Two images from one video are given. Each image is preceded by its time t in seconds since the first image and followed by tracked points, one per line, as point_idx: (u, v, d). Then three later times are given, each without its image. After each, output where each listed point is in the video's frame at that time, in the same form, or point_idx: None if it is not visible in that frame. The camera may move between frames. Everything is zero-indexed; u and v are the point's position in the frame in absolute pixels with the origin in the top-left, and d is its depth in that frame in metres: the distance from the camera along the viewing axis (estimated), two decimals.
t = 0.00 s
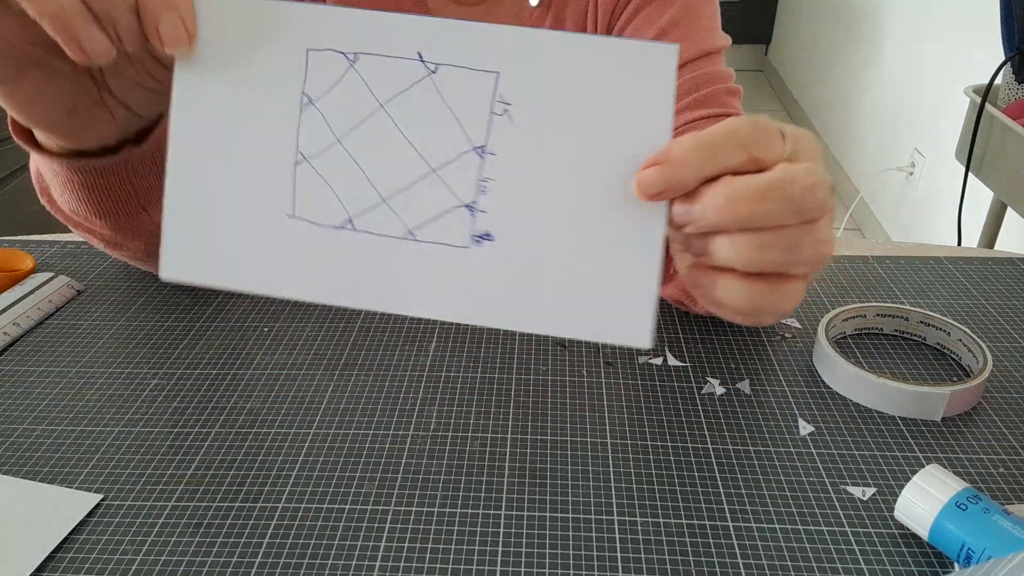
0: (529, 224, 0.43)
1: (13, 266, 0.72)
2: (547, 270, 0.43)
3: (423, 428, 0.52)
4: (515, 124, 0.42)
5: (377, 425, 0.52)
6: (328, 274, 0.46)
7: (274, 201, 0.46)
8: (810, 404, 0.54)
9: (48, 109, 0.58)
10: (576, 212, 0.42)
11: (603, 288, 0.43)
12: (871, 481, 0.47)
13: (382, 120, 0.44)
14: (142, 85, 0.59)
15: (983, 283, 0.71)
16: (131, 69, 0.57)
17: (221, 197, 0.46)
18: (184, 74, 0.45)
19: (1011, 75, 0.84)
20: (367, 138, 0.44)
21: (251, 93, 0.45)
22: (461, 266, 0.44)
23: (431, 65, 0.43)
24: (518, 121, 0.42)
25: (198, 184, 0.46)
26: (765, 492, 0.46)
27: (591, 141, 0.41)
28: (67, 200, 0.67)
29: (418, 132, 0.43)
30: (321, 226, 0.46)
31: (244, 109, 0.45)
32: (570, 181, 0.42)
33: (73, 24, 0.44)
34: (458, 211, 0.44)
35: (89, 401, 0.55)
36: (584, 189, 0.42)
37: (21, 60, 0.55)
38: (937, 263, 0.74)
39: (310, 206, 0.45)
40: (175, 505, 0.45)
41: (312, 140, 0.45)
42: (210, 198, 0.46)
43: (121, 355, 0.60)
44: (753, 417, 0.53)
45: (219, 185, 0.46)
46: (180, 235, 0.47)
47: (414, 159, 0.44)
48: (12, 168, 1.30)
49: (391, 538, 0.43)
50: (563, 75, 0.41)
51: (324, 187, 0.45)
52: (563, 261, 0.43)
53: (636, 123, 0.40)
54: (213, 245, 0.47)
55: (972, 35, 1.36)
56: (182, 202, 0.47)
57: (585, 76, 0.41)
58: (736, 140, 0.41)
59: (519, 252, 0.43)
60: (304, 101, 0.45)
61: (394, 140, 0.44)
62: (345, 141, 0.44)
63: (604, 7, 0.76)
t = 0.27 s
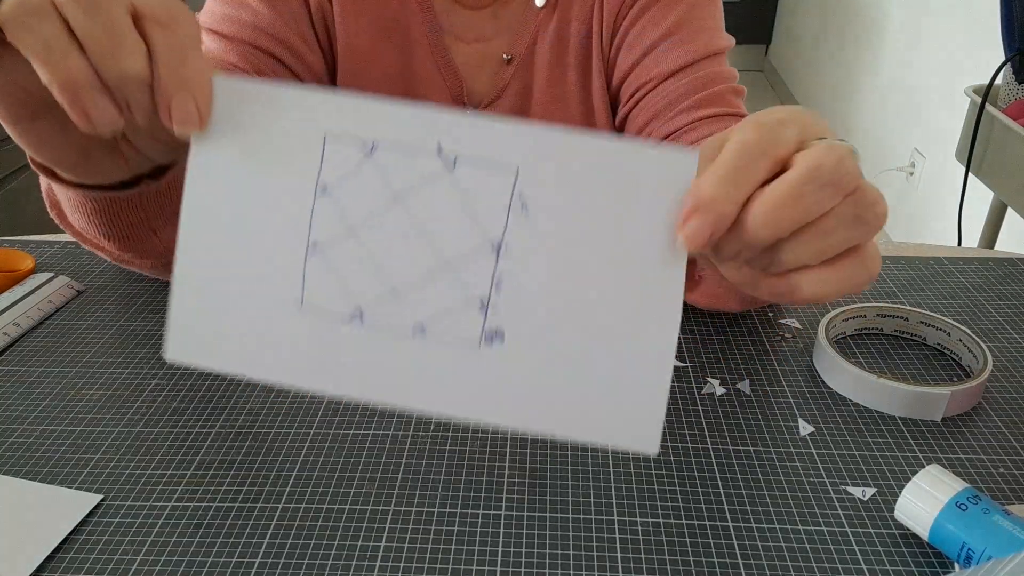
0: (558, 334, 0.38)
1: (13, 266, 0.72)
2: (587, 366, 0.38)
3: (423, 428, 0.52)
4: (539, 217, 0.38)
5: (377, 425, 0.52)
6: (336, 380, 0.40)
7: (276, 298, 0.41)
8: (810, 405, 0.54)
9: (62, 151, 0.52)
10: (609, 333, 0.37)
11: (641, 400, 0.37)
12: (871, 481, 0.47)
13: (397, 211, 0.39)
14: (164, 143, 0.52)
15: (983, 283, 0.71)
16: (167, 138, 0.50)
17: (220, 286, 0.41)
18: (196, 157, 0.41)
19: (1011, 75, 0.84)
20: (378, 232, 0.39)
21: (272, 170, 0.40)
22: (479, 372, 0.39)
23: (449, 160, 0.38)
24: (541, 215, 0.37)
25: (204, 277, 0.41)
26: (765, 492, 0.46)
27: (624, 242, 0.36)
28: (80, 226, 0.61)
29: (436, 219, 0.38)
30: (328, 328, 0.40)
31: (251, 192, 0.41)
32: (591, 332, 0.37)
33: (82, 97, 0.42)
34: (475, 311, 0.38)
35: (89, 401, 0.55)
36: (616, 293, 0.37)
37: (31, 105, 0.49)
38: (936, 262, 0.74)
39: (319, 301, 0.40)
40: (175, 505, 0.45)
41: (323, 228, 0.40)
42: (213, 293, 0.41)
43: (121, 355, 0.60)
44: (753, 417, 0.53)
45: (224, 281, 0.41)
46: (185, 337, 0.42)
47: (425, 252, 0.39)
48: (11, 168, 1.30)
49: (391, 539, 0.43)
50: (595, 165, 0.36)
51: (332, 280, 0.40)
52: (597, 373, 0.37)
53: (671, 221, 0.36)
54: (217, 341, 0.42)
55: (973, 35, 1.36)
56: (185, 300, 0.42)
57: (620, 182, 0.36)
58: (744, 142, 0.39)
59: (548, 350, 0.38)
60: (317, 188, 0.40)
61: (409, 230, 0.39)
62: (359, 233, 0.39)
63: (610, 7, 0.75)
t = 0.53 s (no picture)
0: (615, 347, 0.39)
1: (12, 267, 0.72)
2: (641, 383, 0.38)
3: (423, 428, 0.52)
4: (586, 235, 0.38)
5: (376, 425, 0.52)
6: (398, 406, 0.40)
7: (327, 331, 0.40)
8: (811, 405, 0.54)
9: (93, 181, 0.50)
10: (666, 343, 0.38)
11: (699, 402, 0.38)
12: (872, 482, 0.47)
13: (445, 240, 0.39)
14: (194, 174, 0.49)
15: (983, 282, 0.71)
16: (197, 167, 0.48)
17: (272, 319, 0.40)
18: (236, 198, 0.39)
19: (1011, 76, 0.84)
20: (427, 259, 0.39)
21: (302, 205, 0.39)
22: (532, 395, 0.39)
23: (491, 183, 0.38)
24: (587, 234, 0.38)
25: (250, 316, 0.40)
26: (766, 492, 0.46)
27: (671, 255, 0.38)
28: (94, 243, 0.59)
29: (488, 243, 0.39)
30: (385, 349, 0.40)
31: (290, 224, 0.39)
32: (641, 336, 0.38)
33: (117, 138, 0.41)
34: (530, 325, 0.39)
35: (88, 401, 0.55)
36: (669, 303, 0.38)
37: (66, 137, 0.46)
38: (936, 262, 0.74)
39: (372, 328, 0.40)
40: (175, 506, 0.45)
41: (371, 266, 0.39)
42: (262, 327, 0.40)
43: (121, 355, 0.60)
44: (753, 418, 0.53)
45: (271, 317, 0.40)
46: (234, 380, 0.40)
47: (469, 279, 0.39)
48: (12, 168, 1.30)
49: (391, 539, 0.43)
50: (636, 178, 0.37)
51: (387, 311, 0.40)
52: (647, 392, 0.38)
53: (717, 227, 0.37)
54: (268, 376, 0.40)
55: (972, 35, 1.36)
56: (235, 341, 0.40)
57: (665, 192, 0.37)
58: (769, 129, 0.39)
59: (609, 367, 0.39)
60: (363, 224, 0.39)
61: (459, 259, 0.39)
62: (408, 264, 0.39)
63: (615, 7, 0.75)
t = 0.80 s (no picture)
0: (666, 298, 0.39)
1: (13, 267, 0.72)
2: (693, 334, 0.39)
3: (423, 429, 0.52)
4: (633, 188, 0.39)
5: (376, 426, 0.52)
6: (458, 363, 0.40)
7: (381, 290, 0.40)
8: (811, 405, 0.54)
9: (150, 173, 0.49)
10: (718, 287, 0.39)
11: (757, 345, 0.39)
12: (872, 482, 0.47)
13: (492, 198, 0.39)
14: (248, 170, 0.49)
15: (983, 283, 0.71)
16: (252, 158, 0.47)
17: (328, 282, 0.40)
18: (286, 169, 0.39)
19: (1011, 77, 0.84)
20: (478, 215, 0.39)
21: (348, 167, 0.39)
22: (590, 344, 0.40)
23: (536, 139, 0.39)
24: (632, 189, 0.39)
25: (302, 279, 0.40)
26: (765, 492, 0.46)
27: (713, 207, 0.38)
28: (130, 237, 0.60)
29: (535, 202, 0.39)
30: (435, 312, 0.40)
31: (337, 185, 0.39)
32: (690, 286, 0.39)
33: (175, 118, 0.40)
34: (582, 282, 0.40)
35: (88, 402, 0.55)
36: (715, 252, 0.39)
37: (125, 124, 0.45)
38: (936, 263, 0.74)
39: (420, 290, 0.40)
40: (175, 506, 0.45)
41: (416, 227, 0.40)
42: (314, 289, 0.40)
43: (121, 356, 0.60)
44: (753, 418, 0.53)
45: (320, 279, 0.40)
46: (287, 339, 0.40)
47: (524, 236, 0.39)
48: (11, 169, 1.30)
49: (391, 539, 0.43)
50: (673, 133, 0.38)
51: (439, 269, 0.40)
52: (701, 337, 0.39)
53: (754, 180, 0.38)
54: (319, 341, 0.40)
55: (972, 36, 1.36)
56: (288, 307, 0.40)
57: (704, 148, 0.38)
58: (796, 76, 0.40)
59: (667, 319, 0.40)
60: (408, 188, 0.40)
61: (509, 217, 0.39)
62: (453, 223, 0.40)
63: (624, 6, 0.76)
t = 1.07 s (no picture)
0: (647, 262, 0.42)
1: (13, 267, 0.72)
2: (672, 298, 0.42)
3: (423, 429, 0.52)
4: (626, 155, 0.42)
5: (377, 426, 0.52)
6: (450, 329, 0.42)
7: (381, 252, 0.43)
8: (811, 406, 0.54)
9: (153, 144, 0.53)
10: (701, 253, 0.41)
11: (733, 314, 0.41)
12: (872, 482, 0.47)
13: (492, 161, 0.42)
14: (246, 143, 0.55)
15: (983, 283, 0.71)
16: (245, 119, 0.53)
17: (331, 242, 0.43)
18: (290, 130, 0.43)
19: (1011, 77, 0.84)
20: (478, 177, 0.43)
21: (360, 133, 0.43)
22: (575, 307, 0.42)
23: (535, 107, 0.43)
24: (625, 154, 0.42)
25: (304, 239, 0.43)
26: (765, 492, 0.46)
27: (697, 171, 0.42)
28: (135, 222, 0.64)
29: (527, 165, 0.43)
30: (432, 275, 0.43)
31: (348, 150, 0.43)
32: (672, 250, 0.42)
33: (158, 52, 0.43)
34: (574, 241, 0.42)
35: (89, 402, 0.55)
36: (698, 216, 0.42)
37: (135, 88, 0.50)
38: (936, 263, 0.74)
39: (421, 253, 0.43)
40: (174, 507, 0.45)
41: (419, 189, 0.43)
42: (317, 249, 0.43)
43: (121, 355, 0.60)
44: (753, 418, 0.53)
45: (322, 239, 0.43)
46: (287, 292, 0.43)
47: (518, 195, 0.42)
48: (11, 169, 1.30)
49: (391, 540, 0.43)
50: (659, 101, 0.42)
51: (440, 230, 0.43)
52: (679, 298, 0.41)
53: (744, 142, 0.41)
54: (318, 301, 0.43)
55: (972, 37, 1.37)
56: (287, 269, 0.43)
57: (687, 114, 0.42)
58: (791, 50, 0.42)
59: (649, 283, 0.42)
60: (410, 151, 0.43)
61: (506, 179, 0.42)
62: (455, 186, 0.43)
63: (627, 7, 0.76)
